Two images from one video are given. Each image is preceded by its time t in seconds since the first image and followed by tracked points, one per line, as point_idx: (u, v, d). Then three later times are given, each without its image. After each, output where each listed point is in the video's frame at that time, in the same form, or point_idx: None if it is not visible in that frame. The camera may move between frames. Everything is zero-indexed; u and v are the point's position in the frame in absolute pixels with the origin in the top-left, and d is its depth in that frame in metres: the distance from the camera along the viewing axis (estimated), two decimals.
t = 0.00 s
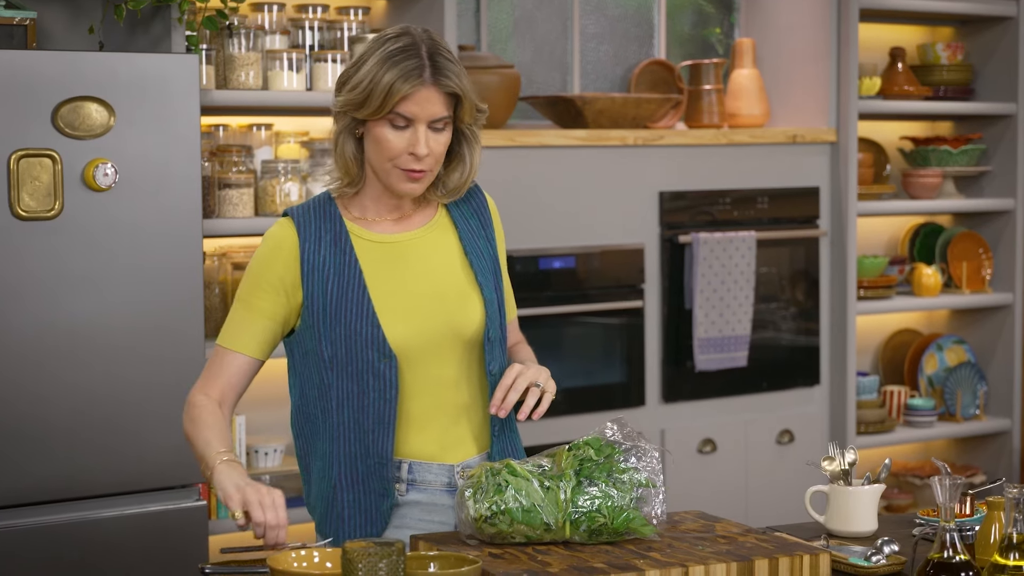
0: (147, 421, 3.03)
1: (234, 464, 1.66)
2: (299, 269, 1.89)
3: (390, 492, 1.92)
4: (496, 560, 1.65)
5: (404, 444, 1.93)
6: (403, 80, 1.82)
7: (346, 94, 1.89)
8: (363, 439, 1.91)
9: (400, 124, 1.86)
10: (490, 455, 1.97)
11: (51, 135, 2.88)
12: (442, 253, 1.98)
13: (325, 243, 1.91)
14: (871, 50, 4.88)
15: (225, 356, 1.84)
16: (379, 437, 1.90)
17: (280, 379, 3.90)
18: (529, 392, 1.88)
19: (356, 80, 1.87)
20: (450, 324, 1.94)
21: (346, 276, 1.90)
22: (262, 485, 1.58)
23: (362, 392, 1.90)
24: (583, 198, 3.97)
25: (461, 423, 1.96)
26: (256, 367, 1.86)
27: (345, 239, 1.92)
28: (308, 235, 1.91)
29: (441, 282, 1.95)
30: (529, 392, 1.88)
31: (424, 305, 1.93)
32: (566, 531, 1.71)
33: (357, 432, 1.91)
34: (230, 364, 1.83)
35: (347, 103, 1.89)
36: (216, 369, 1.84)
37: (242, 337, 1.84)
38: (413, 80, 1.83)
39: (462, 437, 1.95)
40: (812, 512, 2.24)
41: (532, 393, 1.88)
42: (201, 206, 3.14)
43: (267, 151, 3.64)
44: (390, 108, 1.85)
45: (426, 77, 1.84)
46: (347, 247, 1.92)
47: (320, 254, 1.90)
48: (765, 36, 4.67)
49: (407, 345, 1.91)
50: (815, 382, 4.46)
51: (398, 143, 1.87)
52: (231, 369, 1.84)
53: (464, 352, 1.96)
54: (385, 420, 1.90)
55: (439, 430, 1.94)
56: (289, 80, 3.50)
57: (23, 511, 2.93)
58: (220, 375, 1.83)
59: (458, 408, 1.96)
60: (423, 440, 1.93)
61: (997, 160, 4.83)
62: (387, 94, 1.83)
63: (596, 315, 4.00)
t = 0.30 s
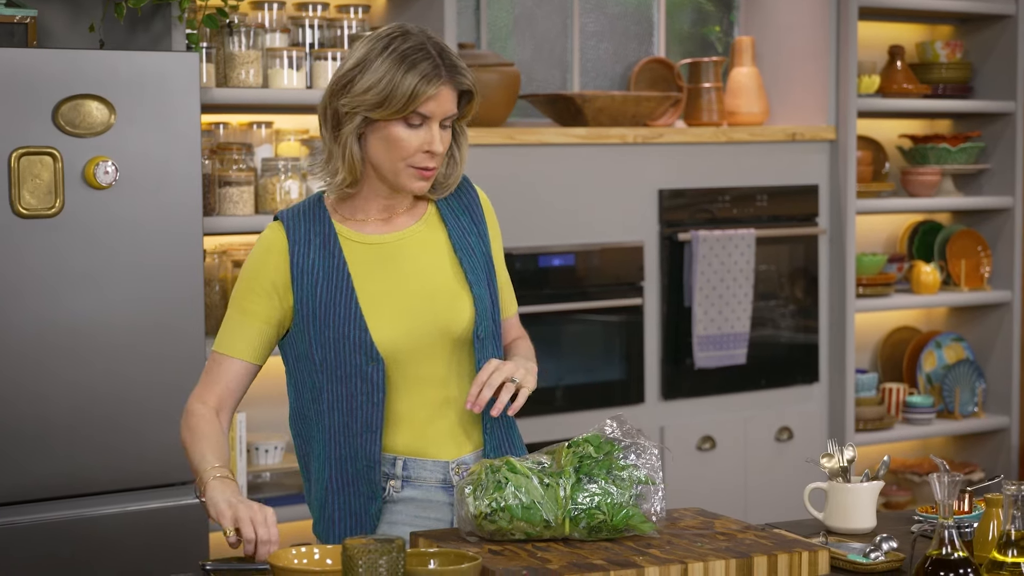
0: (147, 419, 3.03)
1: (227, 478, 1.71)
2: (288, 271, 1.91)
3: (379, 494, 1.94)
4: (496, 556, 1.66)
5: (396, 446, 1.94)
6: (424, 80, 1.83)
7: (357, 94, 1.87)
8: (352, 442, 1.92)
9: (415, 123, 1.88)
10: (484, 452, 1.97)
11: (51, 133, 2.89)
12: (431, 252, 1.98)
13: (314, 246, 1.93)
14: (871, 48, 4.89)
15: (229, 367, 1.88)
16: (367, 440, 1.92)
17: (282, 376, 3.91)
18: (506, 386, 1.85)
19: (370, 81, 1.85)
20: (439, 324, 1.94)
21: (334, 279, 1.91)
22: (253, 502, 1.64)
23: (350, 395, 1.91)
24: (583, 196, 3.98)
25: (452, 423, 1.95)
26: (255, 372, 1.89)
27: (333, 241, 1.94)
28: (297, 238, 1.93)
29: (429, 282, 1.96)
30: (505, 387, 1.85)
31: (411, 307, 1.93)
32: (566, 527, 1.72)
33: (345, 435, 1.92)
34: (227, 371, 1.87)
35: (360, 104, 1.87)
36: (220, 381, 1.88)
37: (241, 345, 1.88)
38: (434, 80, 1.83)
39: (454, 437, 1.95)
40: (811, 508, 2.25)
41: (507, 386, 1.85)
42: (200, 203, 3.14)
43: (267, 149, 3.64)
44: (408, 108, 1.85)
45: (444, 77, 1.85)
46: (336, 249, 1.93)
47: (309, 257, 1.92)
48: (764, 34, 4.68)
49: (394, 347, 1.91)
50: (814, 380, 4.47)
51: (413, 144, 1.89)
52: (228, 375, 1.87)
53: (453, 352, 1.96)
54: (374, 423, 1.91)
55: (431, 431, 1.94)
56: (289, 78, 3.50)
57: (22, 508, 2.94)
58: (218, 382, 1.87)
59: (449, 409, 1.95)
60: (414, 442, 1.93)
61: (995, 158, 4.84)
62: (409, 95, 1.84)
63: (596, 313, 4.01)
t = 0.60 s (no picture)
0: (131, 414, 3.08)
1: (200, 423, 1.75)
2: (341, 255, 2.12)
3: (414, 476, 2.13)
4: (475, 548, 1.82)
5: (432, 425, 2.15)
6: (451, 56, 2.11)
7: (397, 77, 2.14)
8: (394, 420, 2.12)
9: (447, 99, 2.12)
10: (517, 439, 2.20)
11: (38, 132, 2.93)
12: (473, 244, 2.20)
13: (365, 232, 2.13)
14: (844, 48, 4.96)
15: (300, 350, 2.11)
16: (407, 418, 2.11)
17: (264, 371, 3.96)
18: (495, 368, 1.95)
19: (404, 64, 2.13)
20: (477, 311, 2.18)
21: (385, 263, 2.12)
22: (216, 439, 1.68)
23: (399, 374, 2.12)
24: (561, 194, 4.04)
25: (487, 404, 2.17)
26: (328, 355, 2.12)
27: (385, 228, 2.14)
28: (349, 224, 2.13)
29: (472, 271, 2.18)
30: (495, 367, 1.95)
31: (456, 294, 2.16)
32: (544, 519, 1.88)
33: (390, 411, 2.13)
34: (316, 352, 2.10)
35: (395, 86, 2.14)
36: (298, 364, 2.10)
37: (305, 330, 2.10)
38: (460, 56, 2.12)
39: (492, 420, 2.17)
40: (785, 501, 2.31)
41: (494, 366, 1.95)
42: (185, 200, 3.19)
43: (251, 147, 3.69)
44: (438, 83, 2.11)
45: (472, 54, 2.13)
46: (386, 237, 2.14)
47: (360, 242, 2.12)
48: (738, 35, 4.75)
49: (435, 330, 2.14)
50: (787, 374, 4.55)
51: (447, 120, 2.12)
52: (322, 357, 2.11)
53: (493, 337, 2.19)
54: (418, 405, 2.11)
55: (466, 411, 2.15)
56: (272, 78, 3.56)
57: (11, 501, 2.98)
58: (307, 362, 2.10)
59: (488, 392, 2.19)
60: (448, 423, 2.14)
61: (966, 156, 4.93)
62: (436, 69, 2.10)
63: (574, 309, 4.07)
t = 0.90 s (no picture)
0: (115, 414, 3.11)
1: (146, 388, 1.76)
2: (376, 249, 2.30)
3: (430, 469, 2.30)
4: (456, 545, 1.86)
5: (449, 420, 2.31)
6: (466, 48, 2.28)
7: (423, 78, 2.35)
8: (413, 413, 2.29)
9: (467, 90, 2.29)
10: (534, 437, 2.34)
11: (22, 133, 2.96)
12: (507, 249, 2.34)
13: (402, 229, 2.31)
14: (820, 51, 5.01)
15: (333, 336, 2.31)
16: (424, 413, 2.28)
17: (244, 370, 3.98)
18: (466, 382, 1.99)
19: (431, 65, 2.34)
20: (504, 315, 2.31)
21: (416, 260, 2.29)
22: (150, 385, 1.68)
23: (417, 367, 2.29)
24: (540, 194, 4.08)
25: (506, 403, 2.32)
26: (357, 346, 2.31)
27: (420, 226, 2.32)
28: (388, 218, 2.32)
29: (499, 273, 2.32)
30: (467, 382, 1.99)
31: (482, 294, 2.30)
32: (524, 517, 1.93)
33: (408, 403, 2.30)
34: (344, 343, 2.30)
35: (423, 84, 2.34)
36: (330, 351, 2.31)
37: (338, 318, 2.31)
38: (475, 48, 2.29)
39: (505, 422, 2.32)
40: (761, 498, 2.35)
41: (466, 381, 1.99)
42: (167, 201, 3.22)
43: (233, 149, 3.72)
44: (457, 76, 2.29)
45: (488, 45, 2.30)
46: (420, 235, 2.31)
47: (395, 237, 2.30)
48: (715, 37, 4.81)
49: (456, 329, 2.28)
50: (764, 373, 4.60)
51: (468, 110, 2.28)
52: (352, 348, 2.31)
53: (517, 338, 2.32)
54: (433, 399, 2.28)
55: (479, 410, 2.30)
56: (254, 80, 3.59)
57: None
58: (338, 352, 2.30)
59: (508, 394, 2.32)
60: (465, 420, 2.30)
61: (939, 157, 5.00)
62: (452, 63, 2.29)
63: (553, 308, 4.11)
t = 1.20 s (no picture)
0: (101, 414, 3.14)
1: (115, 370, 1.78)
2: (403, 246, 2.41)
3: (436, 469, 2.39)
4: (439, 544, 1.89)
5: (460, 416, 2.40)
6: (490, 56, 2.33)
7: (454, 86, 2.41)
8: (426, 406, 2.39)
9: (494, 98, 2.33)
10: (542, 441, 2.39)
11: (7, 134, 2.98)
12: (529, 255, 2.39)
13: (428, 231, 2.40)
14: (800, 52, 5.06)
15: (366, 329, 2.45)
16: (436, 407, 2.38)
17: (228, 371, 4.00)
18: (453, 408, 2.07)
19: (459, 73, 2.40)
20: (516, 321, 2.35)
21: (437, 260, 2.38)
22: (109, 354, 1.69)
23: (430, 364, 2.37)
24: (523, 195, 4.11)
25: (515, 405, 2.38)
26: (385, 340, 2.44)
27: (446, 227, 2.40)
28: (417, 218, 2.42)
29: (517, 278, 2.37)
30: (452, 408, 2.07)
31: (496, 298, 2.36)
32: (507, 515, 1.96)
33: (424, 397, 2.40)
34: (375, 337, 2.44)
35: (453, 93, 2.40)
36: (363, 341, 2.45)
37: (370, 310, 2.44)
38: (498, 56, 2.34)
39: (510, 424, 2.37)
40: (743, 496, 2.39)
41: (453, 406, 2.08)
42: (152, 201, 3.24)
43: (218, 150, 3.74)
44: (483, 84, 2.34)
45: (512, 53, 2.34)
46: (443, 236, 2.39)
47: (421, 237, 2.40)
48: (697, 39, 4.85)
49: (465, 331, 2.35)
50: (745, 372, 4.64)
51: (496, 119, 2.30)
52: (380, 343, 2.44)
53: (528, 344, 2.36)
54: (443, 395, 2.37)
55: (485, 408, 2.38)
56: (238, 81, 3.61)
57: None
58: (370, 345, 2.44)
59: (518, 398, 2.38)
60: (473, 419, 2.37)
61: (918, 158, 5.05)
62: (478, 72, 2.34)
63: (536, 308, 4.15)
